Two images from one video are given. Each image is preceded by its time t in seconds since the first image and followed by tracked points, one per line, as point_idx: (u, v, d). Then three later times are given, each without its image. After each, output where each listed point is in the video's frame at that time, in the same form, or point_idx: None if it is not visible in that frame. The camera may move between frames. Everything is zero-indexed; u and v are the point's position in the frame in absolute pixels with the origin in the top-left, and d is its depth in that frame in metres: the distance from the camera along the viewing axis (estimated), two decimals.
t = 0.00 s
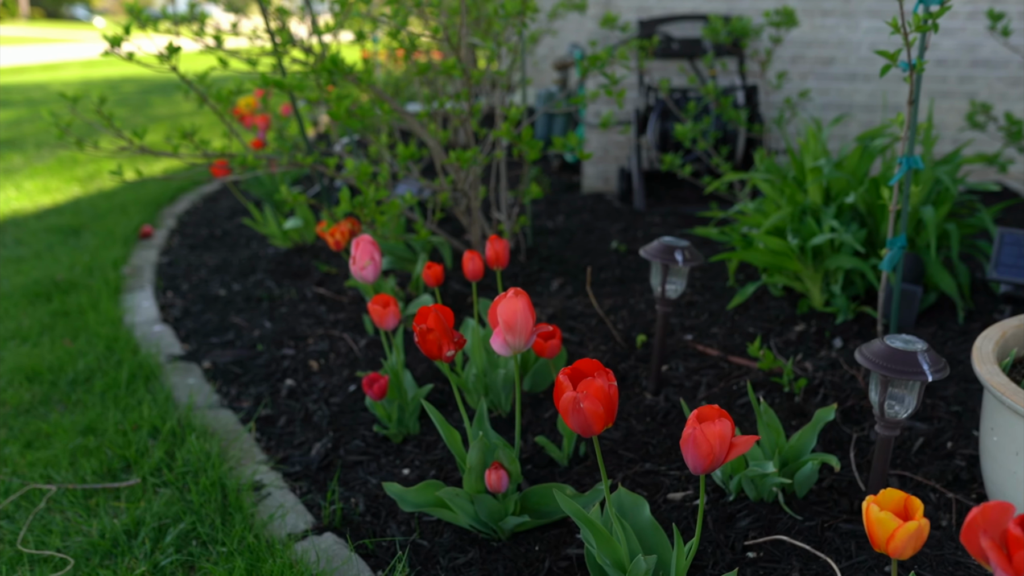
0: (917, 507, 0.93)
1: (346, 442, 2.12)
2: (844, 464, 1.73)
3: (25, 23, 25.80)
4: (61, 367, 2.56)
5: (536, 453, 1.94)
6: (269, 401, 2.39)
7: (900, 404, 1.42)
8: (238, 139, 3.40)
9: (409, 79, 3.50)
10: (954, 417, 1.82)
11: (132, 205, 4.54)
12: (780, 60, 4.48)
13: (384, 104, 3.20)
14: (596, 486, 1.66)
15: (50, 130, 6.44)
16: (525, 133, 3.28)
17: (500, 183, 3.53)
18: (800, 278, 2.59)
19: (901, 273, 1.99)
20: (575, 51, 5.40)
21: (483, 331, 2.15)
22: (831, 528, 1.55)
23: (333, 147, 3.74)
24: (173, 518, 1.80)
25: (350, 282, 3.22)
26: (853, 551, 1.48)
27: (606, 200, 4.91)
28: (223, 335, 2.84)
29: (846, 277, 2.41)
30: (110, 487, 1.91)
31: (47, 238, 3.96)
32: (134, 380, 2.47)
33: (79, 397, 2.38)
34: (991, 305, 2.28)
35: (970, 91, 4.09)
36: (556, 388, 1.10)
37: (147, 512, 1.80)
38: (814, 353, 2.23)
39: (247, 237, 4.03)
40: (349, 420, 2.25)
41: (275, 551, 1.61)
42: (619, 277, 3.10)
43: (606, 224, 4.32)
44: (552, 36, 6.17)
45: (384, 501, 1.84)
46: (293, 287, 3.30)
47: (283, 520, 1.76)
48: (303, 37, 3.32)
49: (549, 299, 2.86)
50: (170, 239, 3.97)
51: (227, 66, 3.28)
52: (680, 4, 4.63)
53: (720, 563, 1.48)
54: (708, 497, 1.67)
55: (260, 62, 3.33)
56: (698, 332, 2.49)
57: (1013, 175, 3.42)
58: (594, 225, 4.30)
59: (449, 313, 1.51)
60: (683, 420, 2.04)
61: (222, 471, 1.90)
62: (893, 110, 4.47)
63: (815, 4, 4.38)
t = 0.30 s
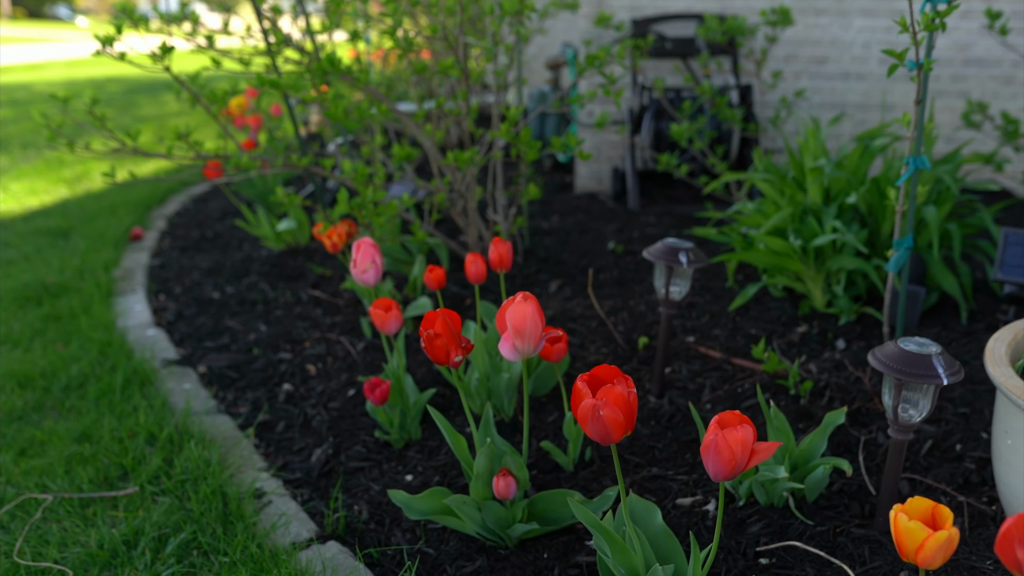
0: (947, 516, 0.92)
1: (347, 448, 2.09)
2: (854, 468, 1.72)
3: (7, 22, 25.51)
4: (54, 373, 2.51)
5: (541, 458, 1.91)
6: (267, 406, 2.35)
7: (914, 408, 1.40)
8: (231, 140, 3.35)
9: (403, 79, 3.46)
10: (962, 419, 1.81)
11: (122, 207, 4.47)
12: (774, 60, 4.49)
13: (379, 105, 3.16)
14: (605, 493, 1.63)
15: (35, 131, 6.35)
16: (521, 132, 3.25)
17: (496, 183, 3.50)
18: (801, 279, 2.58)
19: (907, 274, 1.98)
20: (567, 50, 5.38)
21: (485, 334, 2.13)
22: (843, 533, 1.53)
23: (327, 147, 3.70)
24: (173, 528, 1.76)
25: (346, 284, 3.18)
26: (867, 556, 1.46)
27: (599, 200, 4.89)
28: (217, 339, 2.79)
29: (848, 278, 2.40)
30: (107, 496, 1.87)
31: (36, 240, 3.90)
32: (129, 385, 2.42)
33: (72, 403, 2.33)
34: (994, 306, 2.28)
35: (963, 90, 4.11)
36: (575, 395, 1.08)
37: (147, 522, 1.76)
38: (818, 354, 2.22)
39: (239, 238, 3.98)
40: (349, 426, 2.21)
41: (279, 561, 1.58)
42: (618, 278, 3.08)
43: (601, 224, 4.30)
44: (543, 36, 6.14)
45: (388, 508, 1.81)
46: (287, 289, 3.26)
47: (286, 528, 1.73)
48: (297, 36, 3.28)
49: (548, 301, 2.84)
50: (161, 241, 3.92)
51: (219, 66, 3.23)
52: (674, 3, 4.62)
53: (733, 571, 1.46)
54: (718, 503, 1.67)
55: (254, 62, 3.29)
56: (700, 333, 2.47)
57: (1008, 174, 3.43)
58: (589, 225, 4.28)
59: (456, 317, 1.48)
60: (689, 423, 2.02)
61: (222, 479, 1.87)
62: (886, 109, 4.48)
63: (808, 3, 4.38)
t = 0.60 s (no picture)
0: (985, 526, 0.90)
1: (351, 454, 2.06)
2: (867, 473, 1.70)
3: None
4: (50, 379, 2.46)
5: (550, 464, 1.89)
6: (268, 410, 2.32)
7: (933, 412, 1.37)
8: (226, 140, 3.31)
9: (401, 78, 3.42)
10: (974, 422, 1.80)
11: (113, 208, 4.41)
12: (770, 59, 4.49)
13: (378, 105, 3.13)
14: (619, 499, 1.61)
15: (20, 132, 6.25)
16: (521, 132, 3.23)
17: (495, 183, 3.47)
18: (806, 280, 2.57)
19: (917, 275, 1.96)
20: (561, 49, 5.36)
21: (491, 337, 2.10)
22: (860, 539, 1.51)
23: (323, 148, 3.66)
24: (177, 537, 1.72)
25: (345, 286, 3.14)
26: (885, 563, 1.44)
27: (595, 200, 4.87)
28: (215, 342, 2.75)
29: (854, 279, 2.39)
30: (108, 505, 1.83)
31: (26, 242, 3.83)
32: (127, 391, 2.38)
33: (70, 409, 2.29)
34: (1000, 306, 2.27)
35: (959, 88, 4.11)
36: (598, 404, 1.06)
37: (150, 531, 1.72)
38: (825, 356, 2.21)
39: (234, 240, 3.93)
40: (352, 431, 2.18)
41: (288, 572, 1.55)
42: (619, 280, 3.06)
43: (599, 225, 4.28)
44: (535, 35, 6.11)
45: (396, 516, 1.78)
46: (285, 291, 3.22)
47: (292, 537, 1.69)
48: (294, 35, 3.24)
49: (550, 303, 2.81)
50: (154, 242, 3.86)
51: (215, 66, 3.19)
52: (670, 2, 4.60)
53: None
54: (732, 508, 1.66)
55: (250, 61, 3.24)
56: (706, 336, 2.45)
57: (1006, 174, 3.43)
58: (587, 226, 4.26)
59: (469, 322, 1.46)
60: (698, 427, 2.01)
61: (226, 487, 1.83)
62: (882, 109, 4.48)
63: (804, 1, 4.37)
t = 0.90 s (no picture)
0: None
1: (355, 462, 2.02)
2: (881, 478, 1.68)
3: None
4: (44, 386, 2.41)
5: (559, 471, 1.86)
6: (268, 417, 2.28)
7: (954, 417, 1.35)
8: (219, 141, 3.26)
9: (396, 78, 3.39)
10: (985, 425, 1.79)
11: (102, 210, 4.34)
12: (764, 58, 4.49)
13: (374, 105, 3.09)
14: (632, 507, 1.59)
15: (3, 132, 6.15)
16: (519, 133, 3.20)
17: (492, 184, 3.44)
18: (809, 282, 2.56)
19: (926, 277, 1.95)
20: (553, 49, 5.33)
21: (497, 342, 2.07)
22: (878, 545, 1.49)
23: (317, 149, 3.61)
24: (182, 550, 1.68)
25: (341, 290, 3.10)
26: (905, 570, 1.41)
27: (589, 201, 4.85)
28: (211, 347, 2.70)
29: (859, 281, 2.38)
30: (109, 517, 1.78)
31: (14, 245, 3.76)
32: (123, 398, 2.33)
33: (65, 417, 2.24)
34: (1005, 308, 2.27)
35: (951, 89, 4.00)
36: (626, 415, 1.03)
37: (153, 544, 1.68)
38: (832, 359, 2.20)
39: (226, 242, 3.87)
40: (356, 438, 2.14)
41: None
42: (619, 282, 3.04)
43: (594, 225, 4.25)
44: (526, 35, 6.09)
45: (404, 526, 1.75)
46: (280, 295, 3.17)
47: (300, 549, 1.66)
48: (287, 35, 3.20)
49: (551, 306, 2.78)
50: (144, 245, 3.80)
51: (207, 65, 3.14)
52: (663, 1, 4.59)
53: None
54: (746, 515, 1.63)
55: (243, 62, 3.20)
56: (710, 338, 2.43)
57: (1003, 173, 3.44)
58: (582, 227, 4.23)
59: (482, 329, 1.43)
60: (708, 432, 1.99)
61: (230, 498, 1.79)
62: (876, 108, 4.50)
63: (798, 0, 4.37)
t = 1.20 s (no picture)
0: None
1: (357, 470, 1.99)
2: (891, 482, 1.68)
3: None
4: (33, 395, 2.35)
5: (567, 477, 1.84)
6: (265, 425, 2.23)
7: (970, 421, 1.34)
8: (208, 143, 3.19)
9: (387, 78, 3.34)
10: (992, 428, 1.79)
11: (84, 213, 4.25)
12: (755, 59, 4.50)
13: (367, 106, 3.05)
14: (645, 515, 1.57)
15: None
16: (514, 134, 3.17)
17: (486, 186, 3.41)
18: (808, 283, 2.56)
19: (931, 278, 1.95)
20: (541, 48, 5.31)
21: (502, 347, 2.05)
22: (893, 550, 1.49)
23: (306, 150, 3.56)
24: (184, 564, 1.64)
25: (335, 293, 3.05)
26: None
27: (579, 201, 4.83)
28: (204, 353, 2.65)
29: (859, 282, 2.38)
30: (107, 530, 1.74)
31: None
32: (116, 407, 2.28)
33: (57, 427, 2.18)
34: (1004, 309, 2.29)
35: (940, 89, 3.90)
36: (656, 425, 1.01)
37: (155, 557, 1.64)
38: (835, 361, 2.19)
39: (214, 245, 3.80)
40: (356, 446, 2.11)
41: None
42: (616, 284, 3.02)
43: (585, 226, 4.24)
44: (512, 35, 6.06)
45: (411, 536, 1.72)
46: (272, 299, 3.12)
47: (306, 561, 1.62)
48: (277, 34, 3.14)
49: (548, 309, 2.76)
50: (130, 249, 3.72)
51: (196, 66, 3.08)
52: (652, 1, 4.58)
53: None
54: (759, 521, 1.62)
55: (232, 62, 3.14)
56: (711, 341, 2.42)
57: (993, 174, 3.46)
58: (573, 228, 4.21)
59: (495, 336, 1.40)
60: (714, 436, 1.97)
61: (232, 509, 1.75)
62: (864, 108, 4.54)
63: None
